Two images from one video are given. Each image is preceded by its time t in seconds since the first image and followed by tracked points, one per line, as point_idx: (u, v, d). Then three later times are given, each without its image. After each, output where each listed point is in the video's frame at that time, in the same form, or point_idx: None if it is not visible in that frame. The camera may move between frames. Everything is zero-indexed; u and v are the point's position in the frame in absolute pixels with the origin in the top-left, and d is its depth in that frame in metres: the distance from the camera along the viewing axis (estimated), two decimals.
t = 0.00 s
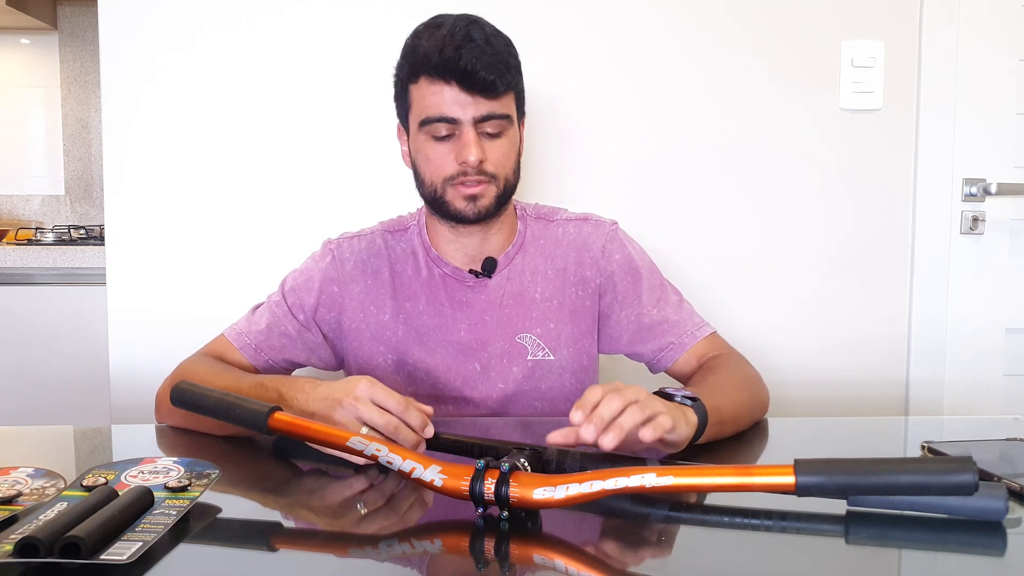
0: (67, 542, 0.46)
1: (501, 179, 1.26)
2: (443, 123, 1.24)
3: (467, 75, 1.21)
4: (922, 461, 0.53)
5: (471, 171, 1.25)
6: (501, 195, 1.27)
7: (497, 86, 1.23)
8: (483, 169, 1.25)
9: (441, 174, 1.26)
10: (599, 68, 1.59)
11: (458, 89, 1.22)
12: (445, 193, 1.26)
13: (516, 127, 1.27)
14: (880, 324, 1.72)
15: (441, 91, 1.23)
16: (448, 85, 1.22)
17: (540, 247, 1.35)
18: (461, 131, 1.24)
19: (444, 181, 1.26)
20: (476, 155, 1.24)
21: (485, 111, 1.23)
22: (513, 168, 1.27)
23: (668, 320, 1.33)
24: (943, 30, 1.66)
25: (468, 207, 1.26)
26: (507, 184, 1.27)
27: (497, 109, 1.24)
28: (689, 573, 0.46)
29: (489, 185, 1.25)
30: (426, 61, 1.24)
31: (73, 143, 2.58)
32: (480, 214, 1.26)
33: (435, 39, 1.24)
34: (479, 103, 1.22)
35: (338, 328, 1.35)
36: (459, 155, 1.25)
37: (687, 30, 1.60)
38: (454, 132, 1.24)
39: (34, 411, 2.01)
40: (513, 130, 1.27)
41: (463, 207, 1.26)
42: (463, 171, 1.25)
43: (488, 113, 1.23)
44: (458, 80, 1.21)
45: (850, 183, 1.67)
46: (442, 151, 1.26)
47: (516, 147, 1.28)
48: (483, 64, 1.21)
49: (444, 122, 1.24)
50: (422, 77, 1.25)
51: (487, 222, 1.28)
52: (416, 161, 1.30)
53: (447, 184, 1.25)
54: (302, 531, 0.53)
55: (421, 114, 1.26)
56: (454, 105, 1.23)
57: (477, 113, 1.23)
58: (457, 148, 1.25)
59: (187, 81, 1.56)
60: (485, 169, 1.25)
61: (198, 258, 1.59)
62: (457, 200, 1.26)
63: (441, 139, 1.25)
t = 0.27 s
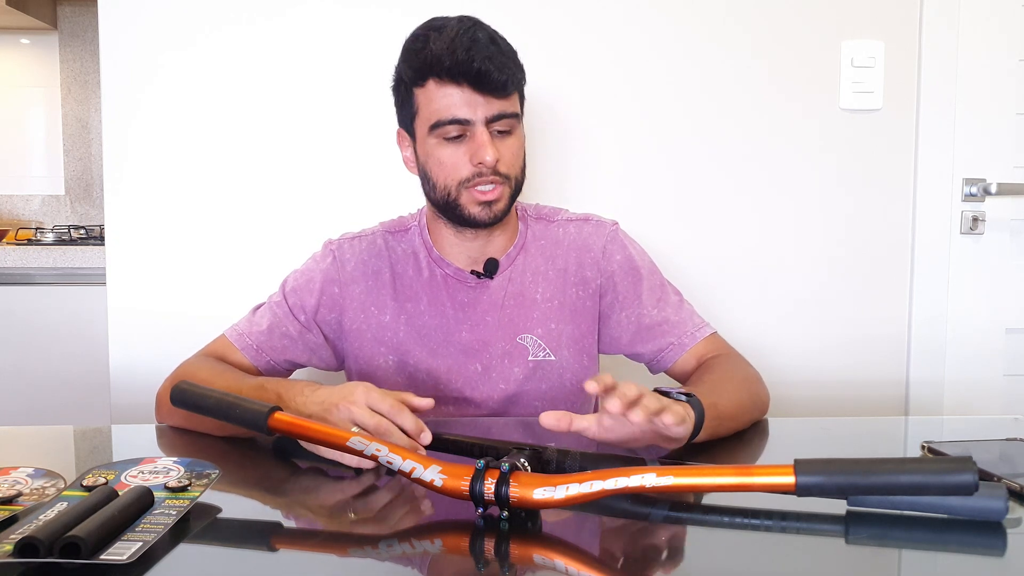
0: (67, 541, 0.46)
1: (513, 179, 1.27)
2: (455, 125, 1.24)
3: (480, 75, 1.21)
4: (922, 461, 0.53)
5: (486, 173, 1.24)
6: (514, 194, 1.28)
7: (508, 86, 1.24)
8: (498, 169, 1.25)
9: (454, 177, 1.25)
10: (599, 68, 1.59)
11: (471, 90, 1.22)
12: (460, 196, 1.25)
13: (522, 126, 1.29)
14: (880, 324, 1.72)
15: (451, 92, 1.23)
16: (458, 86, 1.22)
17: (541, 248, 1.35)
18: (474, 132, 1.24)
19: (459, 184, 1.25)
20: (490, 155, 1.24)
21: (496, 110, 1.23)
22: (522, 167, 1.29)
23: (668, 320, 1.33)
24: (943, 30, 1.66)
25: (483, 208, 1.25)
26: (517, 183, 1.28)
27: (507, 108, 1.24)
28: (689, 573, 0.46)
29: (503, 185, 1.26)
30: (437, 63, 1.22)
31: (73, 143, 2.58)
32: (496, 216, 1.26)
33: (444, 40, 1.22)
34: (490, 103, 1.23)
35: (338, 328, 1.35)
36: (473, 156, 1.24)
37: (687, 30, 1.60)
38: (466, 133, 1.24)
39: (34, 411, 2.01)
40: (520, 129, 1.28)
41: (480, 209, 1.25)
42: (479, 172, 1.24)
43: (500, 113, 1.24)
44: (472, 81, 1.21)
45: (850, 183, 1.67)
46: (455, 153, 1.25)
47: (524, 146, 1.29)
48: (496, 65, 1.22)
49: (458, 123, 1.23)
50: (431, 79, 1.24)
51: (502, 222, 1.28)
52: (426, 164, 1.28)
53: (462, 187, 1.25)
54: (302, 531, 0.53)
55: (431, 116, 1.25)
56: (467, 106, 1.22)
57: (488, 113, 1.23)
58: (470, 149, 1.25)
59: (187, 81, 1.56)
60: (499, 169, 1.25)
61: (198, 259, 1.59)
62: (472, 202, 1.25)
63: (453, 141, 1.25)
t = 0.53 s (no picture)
0: (67, 541, 0.46)
1: (488, 177, 1.26)
2: (431, 120, 1.25)
3: (451, 70, 1.22)
4: (922, 461, 0.53)
5: (457, 169, 1.26)
6: (491, 195, 1.27)
7: (482, 81, 1.23)
8: (469, 167, 1.26)
9: (429, 172, 1.27)
10: (599, 68, 1.59)
11: (444, 85, 1.23)
12: (433, 191, 1.27)
13: (506, 125, 1.27)
14: (880, 324, 1.72)
15: (429, 87, 1.24)
16: (435, 82, 1.23)
17: (540, 248, 1.35)
18: (449, 128, 1.25)
19: (432, 180, 1.27)
20: (461, 151, 1.25)
21: (471, 108, 1.23)
22: (502, 165, 1.27)
23: (667, 320, 1.33)
24: (942, 30, 1.66)
25: (455, 206, 1.26)
26: (496, 181, 1.27)
27: (483, 105, 1.24)
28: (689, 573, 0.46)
29: (476, 183, 1.26)
30: (414, 59, 1.25)
31: (73, 143, 2.58)
32: (469, 215, 1.26)
33: (423, 37, 1.25)
34: (464, 99, 1.23)
35: (338, 328, 1.35)
36: (445, 151, 1.26)
37: (687, 30, 1.60)
38: (441, 128, 1.25)
39: (34, 411, 2.01)
40: (502, 127, 1.27)
41: (451, 206, 1.26)
42: (449, 168, 1.26)
43: (474, 109, 1.24)
44: (443, 76, 1.22)
45: (850, 183, 1.67)
46: (429, 148, 1.27)
47: (507, 145, 1.28)
48: (467, 60, 1.22)
49: (431, 119, 1.25)
50: (412, 75, 1.26)
51: (477, 223, 1.28)
52: (409, 159, 1.31)
53: (435, 184, 1.27)
54: (302, 531, 0.53)
55: (410, 112, 1.27)
56: (440, 102, 1.23)
57: (463, 109, 1.23)
58: (443, 144, 1.26)
59: (187, 80, 1.56)
60: (472, 167, 1.26)
61: (198, 259, 1.59)
62: (444, 199, 1.27)
63: (431, 136, 1.26)
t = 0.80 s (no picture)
0: (67, 541, 0.46)
1: (479, 181, 1.26)
2: (420, 126, 1.25)
3: (439, 77, 1.22)
4: (922, 461, 0.53)
5: (446, 174, 1.25)
6: (481, 199, 1.27)
7: (470, 86, 1.22)
8: (459, 171, 1.25)
9: (420, 177, 1.27)
10: (599, 67, 1.59)
11: (432, 91, 1.23)
12: (424, 196, 1.28)
13: (497, 129, 1.27)
14: (880, 324, 1.72)
15: (418, 94, 1.24)
16: (424, 88, 1.24)
17: (540, 248, 1.35)
18: (438, 134, 1.25)
19: (422, 185, 1.27)
20: (450, 156, 1.25)
21: (459, 113, 1.23)
22: (493, 169, 1.27)
23: (667, 320, 1.33)
24: (942, 31, 1.66)
25: (445, 210, 1.26)
26: (487, 185, 1.27)
27: (472, 110, 1.24)
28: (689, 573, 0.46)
29: (466, 187, 1.25)
30: (404, 65, 1.26)
31: (73, 143, 2.58)
32: (459, 218, 1.26)
33: (413, 43, 1.26)
34: (453, 105, 1.23)
35: (337, 329, 1.35)
36: (435, 157, 1.26)
37: (687, 30, 1.60)
38: (430, 133, 1.25)
39: (34, 411, 2.01)
40: (493, 131, 1.27)
41: (441, 210, 1.26)
42: (439, 173, 1.26)
43: (462, 114, 1.24)
44: (431, 82, 1.23)
45: (850, 183, 1.67)
46: (420, 153, 1.27)
47: (497, 149, 1.28)
48: (454, 65, 1.22)
49: (421, 124, 1.25)
50: (402, 81, 1.27)
51: (468, 226, 1.27)
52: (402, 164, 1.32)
53: (426, 188, 1.27)
54: (302, 531, 0.53)
55: (402, 117, 1.28)
56: (429, 108, 1.24)
57: (452, 115, 1.23)
58: (434, 150, 1.26)
59: (187, 80, 1.56)
60: (462, 171, 1.25)
61: (198, 259, 1.59)
62: (435, 204, 1.27)
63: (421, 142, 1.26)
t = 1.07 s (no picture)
0: (67, 541, 0.46)
1: (482, 180, 1.26)
2: (424, 125, 1.25)
3: (443, 76, 1.22)
4: (922, 461, 0.53)
5: (450, 173, 1.25)
6: (484, 198, 1.27)
7: (474, 86, 1.23)
8: (462, 171, 1.25)
9: (423, 176, 1.27)
10: (599, 67, 1.59)
11: (437, 90, 1.23)
12: (427, 194, 1.28)
13: (500, 128, 1.27)
14: (880, 324, 1.72)
15: (423, 92, 1.25)
16: (428, 87, 1.24)
17: (540, 248, 1.35)
18: (442, 133, 1.25)
19: (425, 183, 1.27)
20: (453, 156, 1.25)
21: (463, 112, 1.23)
22: (496, 169, 1.27)
23: (667, 320, 1.33)
24: (943, 31, 1.66)
25: (447, 209, 1.26)
26: (490, 185, 1.27)
27: (475, 110, 1.24)
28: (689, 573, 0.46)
29: (469, 186, 1.25)
30: (408, 64, 1.26)
31: (73, 143, 2.58)
32: (461, 217, 1.26)
33: (417, 42, 1.26)
34: (457, 104, 1.23)
35: (337, 329, 1.35)
36: (438, 156, 1.26)
37: (687, 30, 1.60)
38: (434, 132, 1.25)
39: (35, 411, 2.01)
40: (496, 131, 1.27)
41: (443, 208, 1.26)
42: (442, 172, 1.26)
43: (466, 114, 1.24)
44: (435, 81, 1.23)
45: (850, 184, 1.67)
46: (423, 152, 1.27)
47: (500, 149, 1.28)
48: (458, 65, 1.22)
49: (424, 123, 1.25)
50: (406, 80, 1.27)
51: (470, 226, 1.27)
52: (405, 163, 1.32)
53: (429, 186, 1.27)
54: (302, 531, 0.53)
55: (405, 116, 1.28)
56: (432, 107, 1.24)
57: (456, 114, 1.24)
58: (437, 149, 1.26)
59: (187, 80, 1.56)
60: (465, 170, 1.25)
61: (198, 259, 1.59)
62: (437, 202, 1.27)
63: (424, 141, 1.27)
